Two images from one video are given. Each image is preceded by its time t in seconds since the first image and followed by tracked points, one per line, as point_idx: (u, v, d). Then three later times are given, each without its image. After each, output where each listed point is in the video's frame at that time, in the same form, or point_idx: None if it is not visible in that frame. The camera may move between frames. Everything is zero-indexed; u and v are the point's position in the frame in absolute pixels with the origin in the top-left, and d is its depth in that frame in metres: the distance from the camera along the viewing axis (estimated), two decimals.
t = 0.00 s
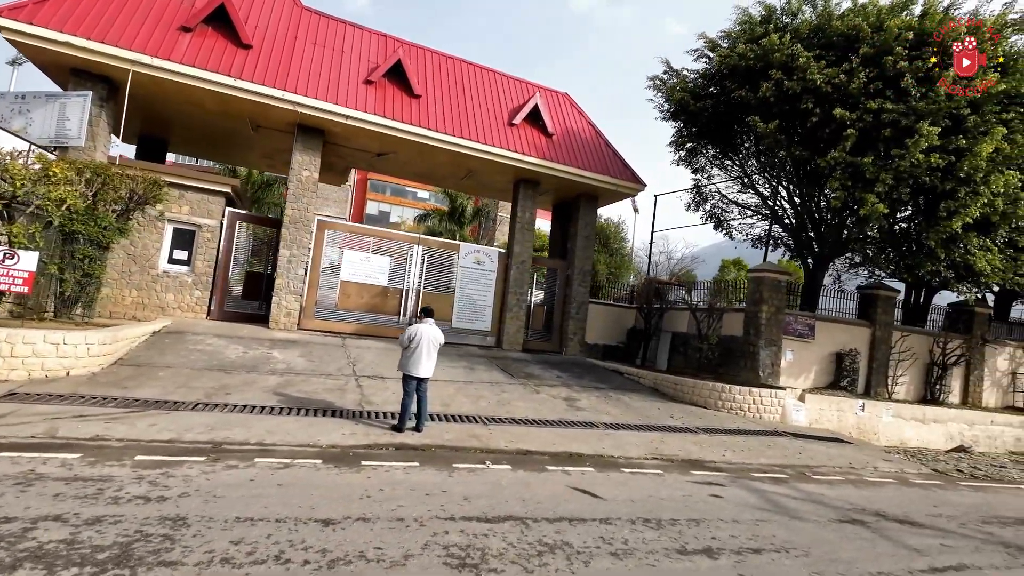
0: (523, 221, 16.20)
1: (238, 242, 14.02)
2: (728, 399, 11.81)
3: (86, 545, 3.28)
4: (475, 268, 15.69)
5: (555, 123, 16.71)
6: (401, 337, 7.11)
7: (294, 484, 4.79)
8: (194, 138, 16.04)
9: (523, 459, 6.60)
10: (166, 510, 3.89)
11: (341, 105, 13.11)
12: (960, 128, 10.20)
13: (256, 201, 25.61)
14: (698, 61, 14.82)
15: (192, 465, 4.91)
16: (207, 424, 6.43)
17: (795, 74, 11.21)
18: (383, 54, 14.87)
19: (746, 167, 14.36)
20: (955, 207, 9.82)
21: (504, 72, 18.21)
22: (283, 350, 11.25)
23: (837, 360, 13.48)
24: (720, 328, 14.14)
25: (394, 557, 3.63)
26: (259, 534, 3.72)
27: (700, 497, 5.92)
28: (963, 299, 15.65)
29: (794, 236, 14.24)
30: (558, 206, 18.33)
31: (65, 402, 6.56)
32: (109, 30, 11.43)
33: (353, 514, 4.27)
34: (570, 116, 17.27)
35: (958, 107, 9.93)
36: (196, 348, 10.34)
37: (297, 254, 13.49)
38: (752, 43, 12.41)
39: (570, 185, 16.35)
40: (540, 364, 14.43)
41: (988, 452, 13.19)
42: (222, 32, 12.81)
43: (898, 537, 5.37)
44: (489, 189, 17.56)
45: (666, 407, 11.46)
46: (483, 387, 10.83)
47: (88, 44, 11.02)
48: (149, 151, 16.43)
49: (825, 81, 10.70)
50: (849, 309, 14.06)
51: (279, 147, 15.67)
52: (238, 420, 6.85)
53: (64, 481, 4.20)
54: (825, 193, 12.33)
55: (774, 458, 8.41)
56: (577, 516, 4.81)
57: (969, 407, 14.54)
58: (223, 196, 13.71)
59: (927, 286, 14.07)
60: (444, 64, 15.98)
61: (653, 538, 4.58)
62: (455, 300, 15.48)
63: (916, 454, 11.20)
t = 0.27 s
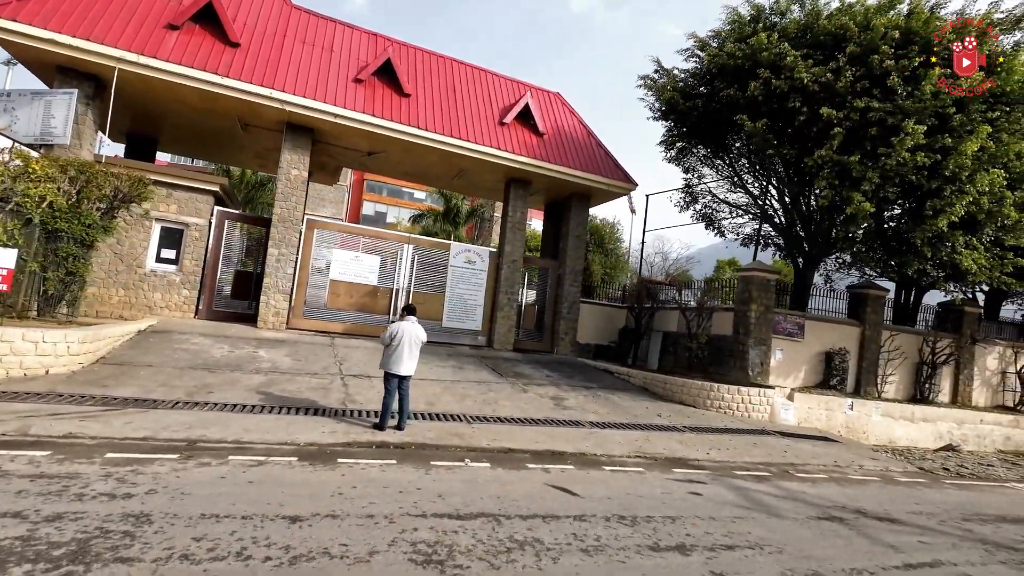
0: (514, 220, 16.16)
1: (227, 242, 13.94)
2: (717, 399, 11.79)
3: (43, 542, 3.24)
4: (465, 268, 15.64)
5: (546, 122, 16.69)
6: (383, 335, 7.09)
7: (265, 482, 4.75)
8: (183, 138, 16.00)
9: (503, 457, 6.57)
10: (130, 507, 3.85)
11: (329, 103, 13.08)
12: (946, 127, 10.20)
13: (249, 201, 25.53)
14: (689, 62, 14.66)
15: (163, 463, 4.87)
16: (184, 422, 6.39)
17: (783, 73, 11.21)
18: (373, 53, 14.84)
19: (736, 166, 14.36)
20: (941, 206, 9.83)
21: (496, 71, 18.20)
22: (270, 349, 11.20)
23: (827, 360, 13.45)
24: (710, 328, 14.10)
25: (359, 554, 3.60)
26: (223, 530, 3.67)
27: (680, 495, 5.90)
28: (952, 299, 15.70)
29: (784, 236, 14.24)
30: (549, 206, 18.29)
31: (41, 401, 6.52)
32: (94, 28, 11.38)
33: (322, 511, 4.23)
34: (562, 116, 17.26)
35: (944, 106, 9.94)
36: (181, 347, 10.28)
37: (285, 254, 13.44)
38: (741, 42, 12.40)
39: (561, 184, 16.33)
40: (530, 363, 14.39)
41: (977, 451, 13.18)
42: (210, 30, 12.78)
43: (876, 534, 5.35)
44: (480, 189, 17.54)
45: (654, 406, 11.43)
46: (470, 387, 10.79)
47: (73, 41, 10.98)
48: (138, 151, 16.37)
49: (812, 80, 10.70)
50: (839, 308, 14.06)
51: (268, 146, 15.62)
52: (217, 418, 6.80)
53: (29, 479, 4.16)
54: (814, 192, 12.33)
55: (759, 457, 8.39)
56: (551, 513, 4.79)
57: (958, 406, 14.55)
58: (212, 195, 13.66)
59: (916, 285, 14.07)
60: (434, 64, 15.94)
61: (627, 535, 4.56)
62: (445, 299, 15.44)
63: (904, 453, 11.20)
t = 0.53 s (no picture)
0: (505, 220, 16.15)
1: (216, 242, 13.93)
2: (705, 398, 11.80)
3: (1, 539, 3.24)
4: (456, 267, 15.62)
5: (537, 122, 16.69)
6: (363, 334, 7.08)
7: (236, 480, 4.74)
8: (174, 137, 15.98)
9: (482, 456, 6.57)
10: (94, 505, 3.85)
11: (318, 103, 13.07)
12: (930, 127, 10.22)
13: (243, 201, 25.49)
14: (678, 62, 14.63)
15: (134, 461, 4.87)
16: (162, 421, 6.38)
17: (769, 73, 11.23)
18: (362, 52, 14.84)
19: (725, 166, 14.37)
20: (925, 206, 9.85)
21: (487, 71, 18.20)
22: (256, 349, 11.18)
23: (816, 359, 13.47)
24: (700, 327, 14.10)
25: (321, 551, 3.60)
26: (186, 528, 3.67)
27: (656, 493, 5.91)
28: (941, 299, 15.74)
29: (773, 236, 14.26)
30: (541, 206, 18.28)
31: (19, 400, 6.51)
32: (81, 27, 11.37)
33: (289, 509, 4.22)
34: (553, 116, 17.27)
35: (928, 106, 9.96)
36: (166, 347, 10.28)
37: (274, 253, 13.42)
38: (729, 42, 12.42)
39: (552, 184, 16.34)
40: (519, 363, 14.38)
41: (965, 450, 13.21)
42: (198, 30, 12.77)
43: (849, 531, 5.37)
44: (471, 189, 17.54)
45: (641, 405, 11.43)
46: (457, 386, 10.78)
47: (60, 40, 10.97)
48: (128, 150, 16.35)
49: (797, 80, 10.72)
50: (828, 308, 14.08)
51: (258, 146, 15.61)
52: (196, 417, 6.80)
53: None
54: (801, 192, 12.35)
55: (741, 456, 8.40)
56: (522, 511, 4.79)
57: (947, 405, 14.58)
58: (200, 194, 13.66)
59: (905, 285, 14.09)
60: (425, 64, 15.94)
61: (597, 532, 4.57)
62: (436, 299, 15.42)
63: (891, 452, 11.21)
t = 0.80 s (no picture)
0: (497, 221, 16.11)
1: (206, 242, 13.90)
2: (694, 399, 11.78)
3: None
4: (447, 268, 15.57)
5: (529, 123, 16.69)
6: (344, 334, 7.06)
7: (208, 480, 4.72)
8: (164, 138, 15.95)
9: (463, 456, 6.55)
10: (59, 505, 3.82)
11: (308, 103, 13.06)
12: (917, 127, 10.23)
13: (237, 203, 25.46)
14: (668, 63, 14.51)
15: (106, 462, 4.85)
16: (141, 421, 6.37)
17: (758, 74, 11.24)
18: (353, 53, 14.82)
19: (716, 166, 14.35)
20: (911, 206, 9.86)
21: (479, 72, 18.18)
22: (244, 350, 11.16)
23: (806, 360, 13.46)
24: (690, 328, 14.08)
25: (285, 551, 3.58)
26: (150, 528, 3.65)
27: (635, 493, 5.88)
28: (932, 299, 15.75)
29: (764, 236, 14.25)
30: (533, 207, 18.26)
31: None
32: (68, 27, 11.35)
33: (258, 508, 4.21)
34: (545, 116, 17.25)
35: (914, 106, 9.96)
36: (153, 347, 10.26)
37: (264, 254, 13.40)
38: (718, 43, 12.41)
39: (544, 185, 16.32)
40: (510, 363, 14.35)
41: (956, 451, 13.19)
42: (187, 30, 12.75)
43: (827, 531, 5.36)
44: (464, 189, 17.52)
45: (630, 406, 11.41)
46: (445, 387, 10.74)
47: (47, 40, 10.95)
48: (120, 151, 16.32)
49: (785, 81, 10.73)
50: (818, 309, 14.07)
51: (249, 147, 15.60)
52: (176, 417, 6.78)
53: None
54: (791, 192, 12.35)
55: (727, 456, 8.38)
56: (496, 511, 4.78)
57: (938, 406, 14.58)
58: (190, 195, 13.64)
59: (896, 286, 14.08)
60: (416, 65, 15.94)
61: (570, 532, 4.56)
62: (427, 300, 15.37)
63: (880, 453, 11.19)
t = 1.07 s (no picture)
0: (490, 220, 16.03)
1: (197, 242, 13.84)
2: (686, 399, 11.71)
3: None
4: (440, 268, 15.47)
5: (522, 123, 16.64)
6: (327, 333, 7.01)
7: (180, 479, 4.66)
8: (156, 138, 15.90)
9: (446, 456, 6.47)
10: (22, 505, 3.76)
11: (298, 102, 13.00)
12: (909, 125, 10.19)
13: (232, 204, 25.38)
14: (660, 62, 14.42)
15: (78, 461, 4.78)
16: (120, 421, 6.31)
17: (749, 72, 11.20)
18: (346, 52, 14.78)
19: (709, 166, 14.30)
20: (903, 204, 9.82)
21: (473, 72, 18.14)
22: (233, 349, 11.10)
23: (800, 360, 13.39)
24: (684, 328, 14.00)
25: (249, 551, 3.52)
26: (112, 528, 3.59)
27: (618, 493, 5.82)
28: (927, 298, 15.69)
29: (758, 236, 14.19)
30: (527, 207, 18.18)
31: None
32: (57, 25, 11.29)
33: (227, 508, 4.14)
34: (539, 116, 17.21)
35: (905, 104, 9.92)
36: (140, 347, 10.20)
37: (254, 254, 13.33)
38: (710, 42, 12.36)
39: (537, 184, 16.25)
40: (502, 363, 14.27)
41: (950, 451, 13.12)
42: (177, 29, 12.70)
43: (810, 531, 5.29)
44: (457, 189, 17.45)
45: (621, 406, 11.33)
46: (434, 387, 10.68)
47: (35, 38, 10.89)
48: (111, 151, 16.26)
49: (776, 79, 10.69)
50: (812, 308, 14.01)
51: (242, 147, 15.54)
52: (156, 416, 6.72)
53: None
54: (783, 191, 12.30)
55: (715, 455, 8.31)
56: (473, 510, 4.71)
57: (933, 406, 14.53)
58: (181, 194, 13.58)
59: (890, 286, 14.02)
60: (408, 64, 15.89)
61: (546, 532, 4.49)
62: (420, 300, 15.26)
63: (873, 453, 11.10)
